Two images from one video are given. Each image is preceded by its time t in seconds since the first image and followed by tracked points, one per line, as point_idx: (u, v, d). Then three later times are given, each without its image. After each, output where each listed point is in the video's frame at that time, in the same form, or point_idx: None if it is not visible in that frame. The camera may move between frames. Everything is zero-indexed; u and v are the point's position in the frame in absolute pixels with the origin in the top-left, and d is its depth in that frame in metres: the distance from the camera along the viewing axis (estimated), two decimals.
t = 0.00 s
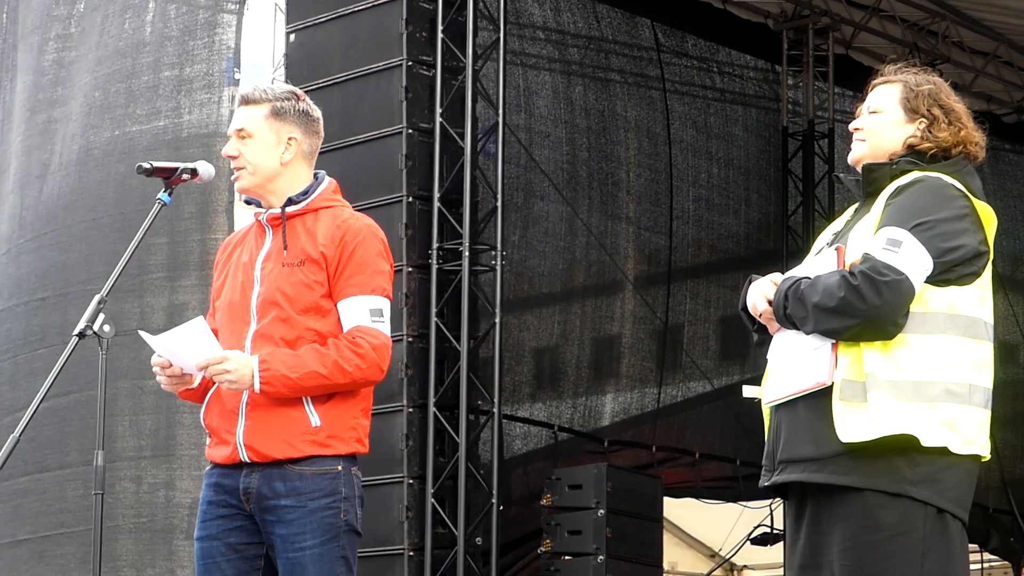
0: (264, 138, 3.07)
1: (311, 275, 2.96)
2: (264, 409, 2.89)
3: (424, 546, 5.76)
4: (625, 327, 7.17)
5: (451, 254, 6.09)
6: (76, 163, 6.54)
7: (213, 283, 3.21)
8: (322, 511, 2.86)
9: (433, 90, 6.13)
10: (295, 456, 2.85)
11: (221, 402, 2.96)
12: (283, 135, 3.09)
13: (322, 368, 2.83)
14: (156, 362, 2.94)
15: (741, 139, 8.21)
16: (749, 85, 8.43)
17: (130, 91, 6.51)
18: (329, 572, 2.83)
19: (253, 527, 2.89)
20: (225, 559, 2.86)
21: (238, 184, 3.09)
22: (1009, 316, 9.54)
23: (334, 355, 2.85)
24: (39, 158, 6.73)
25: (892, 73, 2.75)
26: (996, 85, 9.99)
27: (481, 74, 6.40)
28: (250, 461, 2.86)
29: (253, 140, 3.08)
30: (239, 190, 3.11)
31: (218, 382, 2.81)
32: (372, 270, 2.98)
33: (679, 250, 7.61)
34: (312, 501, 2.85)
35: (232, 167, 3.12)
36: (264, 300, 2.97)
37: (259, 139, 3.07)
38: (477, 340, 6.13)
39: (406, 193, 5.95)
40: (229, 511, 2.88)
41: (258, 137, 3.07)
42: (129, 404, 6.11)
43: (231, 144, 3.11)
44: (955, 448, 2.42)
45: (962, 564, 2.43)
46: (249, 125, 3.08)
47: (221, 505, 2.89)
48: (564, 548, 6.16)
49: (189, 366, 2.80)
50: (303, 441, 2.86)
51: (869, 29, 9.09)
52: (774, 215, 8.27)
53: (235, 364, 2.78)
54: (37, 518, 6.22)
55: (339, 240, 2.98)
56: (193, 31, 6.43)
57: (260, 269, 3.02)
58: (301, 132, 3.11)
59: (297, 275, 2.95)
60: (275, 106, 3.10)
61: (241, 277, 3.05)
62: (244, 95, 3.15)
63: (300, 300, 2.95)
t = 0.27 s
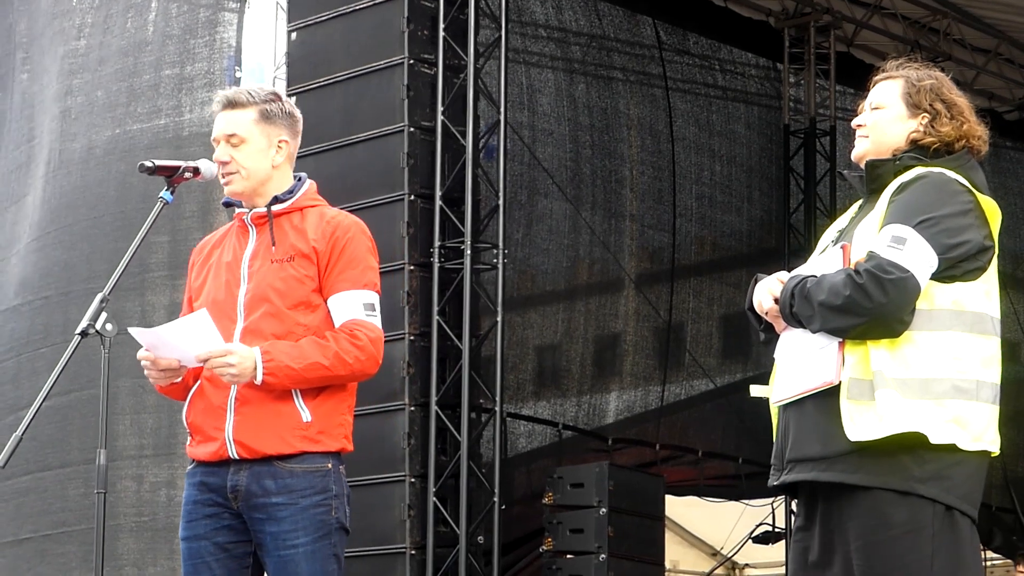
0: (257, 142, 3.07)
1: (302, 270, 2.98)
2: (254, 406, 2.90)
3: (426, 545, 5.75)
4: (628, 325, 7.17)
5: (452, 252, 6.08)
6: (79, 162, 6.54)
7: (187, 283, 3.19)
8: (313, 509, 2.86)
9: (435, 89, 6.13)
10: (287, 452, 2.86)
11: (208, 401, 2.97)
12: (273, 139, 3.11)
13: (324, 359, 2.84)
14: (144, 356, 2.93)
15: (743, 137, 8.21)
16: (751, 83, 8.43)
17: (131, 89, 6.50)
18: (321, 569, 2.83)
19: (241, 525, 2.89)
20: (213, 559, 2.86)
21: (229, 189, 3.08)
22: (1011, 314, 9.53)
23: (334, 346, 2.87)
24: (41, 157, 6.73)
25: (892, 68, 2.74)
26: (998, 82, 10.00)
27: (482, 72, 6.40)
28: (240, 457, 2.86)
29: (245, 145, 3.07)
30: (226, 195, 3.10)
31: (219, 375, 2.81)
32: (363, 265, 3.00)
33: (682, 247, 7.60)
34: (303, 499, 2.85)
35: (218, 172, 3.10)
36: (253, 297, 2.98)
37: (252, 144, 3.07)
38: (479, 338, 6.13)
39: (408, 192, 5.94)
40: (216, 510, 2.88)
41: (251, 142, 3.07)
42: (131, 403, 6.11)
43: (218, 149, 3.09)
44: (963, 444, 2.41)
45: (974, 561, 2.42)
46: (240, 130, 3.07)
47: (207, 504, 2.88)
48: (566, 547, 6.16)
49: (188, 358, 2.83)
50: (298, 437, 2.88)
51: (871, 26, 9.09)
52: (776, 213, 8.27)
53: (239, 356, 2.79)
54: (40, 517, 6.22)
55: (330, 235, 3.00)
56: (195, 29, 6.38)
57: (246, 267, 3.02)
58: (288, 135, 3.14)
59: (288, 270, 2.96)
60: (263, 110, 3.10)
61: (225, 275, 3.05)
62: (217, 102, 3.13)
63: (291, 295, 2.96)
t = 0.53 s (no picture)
0: (262, 154, 3.10)
1: (298, 264, 3.02)
2: (251, 399, 2.93)
3: (427, 542, 5.76)
4: (629, 321, 7.17)
5: (454, 249, 6.08)
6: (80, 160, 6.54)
7: (164, 283, 3.19)
8: (312, 500, 2.90)
9: (435, 86, 6.13)
10: (287, 444, 2.89)
11: (200, 397, 2.98)
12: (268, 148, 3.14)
13: (321, 343, 2.88)
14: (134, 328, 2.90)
15: (745, 133, 8.21)
16: (753, 80, 8.43)
17: (132, 87, 6.49)
18: (320, 560, 2.88)
19: (236, 520, 2.92)
20: (209, 556, 2.89)
21: (235, 203, 3.08)
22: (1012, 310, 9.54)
23: (331, 332, 2.91)
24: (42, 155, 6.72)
25: (895, 67, 2.74)
26: (999, 78, 10.01)
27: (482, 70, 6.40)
28: (237, 450, 2.89)
29: (249, 158, 3.09)
30: (229, 208, 3.10)
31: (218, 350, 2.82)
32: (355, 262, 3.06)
33: (685, 244, 7.61)
34: (303, 490, 2.89)
35: (219, 186, 3.08)
36: (249, 293, 3.02)
37: (257, 156, 3.09)
38: (481, 335, 6.13)
39: (409, 189, 5.95)
40: (211, 505, 2.90)
41: (256, 155, 3.09)
42: (133, 402, 6.11)
43: (220, 163, 3.07)
44: (965, 442, 2.41)
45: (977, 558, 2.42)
46: (244, 143, 3.08)
47: (202, 499, 2.91)
48: (567, 544, 6.16)
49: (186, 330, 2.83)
50: (298, 429, 2.91)
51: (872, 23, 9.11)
52: (777, 209, 8.28)
53: (241, 331, 2.80)
54: (42, 515, 6.22)
55: (324, 232, 3.06)
56: (195, 27, 6.37)
57: (238, 265, 3.06)
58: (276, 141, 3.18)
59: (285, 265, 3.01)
60: (260, 119, 3.11)
61: (215, 273, 3.08)
62: (214, 112, 3.09)
63: (287, 290, 3.01)
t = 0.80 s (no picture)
0: (253, 151, 3.18)
1: (293, 263, 3.09)
2: (251, 397, 2.97)
3: (431, 538, 5.76)
4: (632, 318, 7.17)
5: (456, 245, 6.06)
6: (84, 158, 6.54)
7: (152, 280, 3.24)
8: (313, 493, 2.96)
9: (438, 82, 6.13)
10: (289, 442, 2.95)
11: (197, 395, 3.01)
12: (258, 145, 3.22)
13: (316, 338, 2.94)
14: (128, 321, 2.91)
15: (748, 129, 8.20)
16: (756, 76, 8.42)
17: (136, 85, 6.49)
18: (322, 550, 2.94)
19: (235, 517, 2.97)
20: (210, 553, 2.94)
21: (232, 202, 3.15)
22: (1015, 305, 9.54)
23: (325, 328, 2.97)
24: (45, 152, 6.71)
25: (901, 64, 2.74)
26: (1001, 74, 10.01)
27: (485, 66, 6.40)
28: (238, 448, 2.93)
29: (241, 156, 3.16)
30: (225, 208, 3.16)
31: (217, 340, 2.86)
32: (346, 262, 3.14)
33: (688, 240, 7.61)
34: (304, 482, 2.95)
35: (214, 187, 3.15)
36: (245, 292, 3.08)
37: (249, 153, 3.17)
38: (483, 331, 6.13)
39: (412, 185, 5.96)
40: (210, 503, 2.95)
41: (248, 152, 3.17)
42: (137, 399, 6.12)
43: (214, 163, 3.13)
44: (969, 438, 2.41)
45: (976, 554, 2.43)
46: (237, 141, 3.15)
47: (201, 497, 2.95)
48: (571, 540, 6.16)
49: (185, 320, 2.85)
50: (299, 427, 2.97)
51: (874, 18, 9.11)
52: (780, 205, 8.28)
53: (241, 322, 2.85)
54: (47, 513, 6.23)
55: (319, 232, 3.14)
56: (197, 24, 6.35)
57: (233, 263, 3.12)
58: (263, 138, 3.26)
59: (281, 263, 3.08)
60: (248, 117, 3.19)
61: (208, 271, 3.14)
62: (203, 111, 3.16)
63: (283, 288, 3.08)
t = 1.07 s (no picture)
0: (247, 147, 3.19)
1: (292, 261, 3.10)
2: (254, 396, 2.98)
3: (434, 535, 5.76)
4: (636, 314, 7.17)
5: (460, 242, 6.09)
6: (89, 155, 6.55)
7: (146, 277, 3.24)
8: (318, 492, 2.98)
9: (442, 79, 6.13)
10: (295, 440, 2.96)
11: (199, 394, 3.01)
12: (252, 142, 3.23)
13: (318, 337, 2.95)
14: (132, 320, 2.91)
15: (753, 126, 8.19)
16: (761, 73, 8.41)
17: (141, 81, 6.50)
18: (327, 549, 2.95)
19: (238, 515, 2.98)
20: (213, 551, 2.95)
21: (228, 198, 3.14)
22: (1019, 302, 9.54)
23: (325, 326, 2.98)
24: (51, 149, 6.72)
25: (904, 60, 2.75)
26: (1006, 70, 10.00)
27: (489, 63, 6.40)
28: (244, 447, 2.93)
29: (236, 152, 3.17)
30: (220, 205, 3.15)
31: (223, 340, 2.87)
32: (342, 259, 3.16)
33: (693, 236, 7.61)
34: (310, 481, 2.97)
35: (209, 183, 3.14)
36: (245, 290, 3.09)
37: (243, 149, 3.18)
38: (487, 328, 6.13)
39: (416, 181, 5.96)
40: (214, 502, 2.96)
41: (243, 147, 3.18)
42: (143, 396, 6.13)
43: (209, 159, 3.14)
44: (970, 435, 2.42)
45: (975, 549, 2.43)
46: (231, 136, 3.16)
47: (205, 496, 2.96)
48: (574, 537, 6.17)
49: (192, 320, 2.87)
50: (303, 426, 2.98)
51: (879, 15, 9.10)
52: (784, 202, 8.28)
53: (248, 322, 2.86)
54: (54, 509, 6.24)
55: (315, 229, 3.15)
56: (204, 21, 6.35)
57: (231, 261, 3.12)
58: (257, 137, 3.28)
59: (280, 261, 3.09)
60: (242, 114, 3.21)
61: (205, 269, 3.14)
62: (198, 108, 3.18)
63: (282, 286, 3.09)
